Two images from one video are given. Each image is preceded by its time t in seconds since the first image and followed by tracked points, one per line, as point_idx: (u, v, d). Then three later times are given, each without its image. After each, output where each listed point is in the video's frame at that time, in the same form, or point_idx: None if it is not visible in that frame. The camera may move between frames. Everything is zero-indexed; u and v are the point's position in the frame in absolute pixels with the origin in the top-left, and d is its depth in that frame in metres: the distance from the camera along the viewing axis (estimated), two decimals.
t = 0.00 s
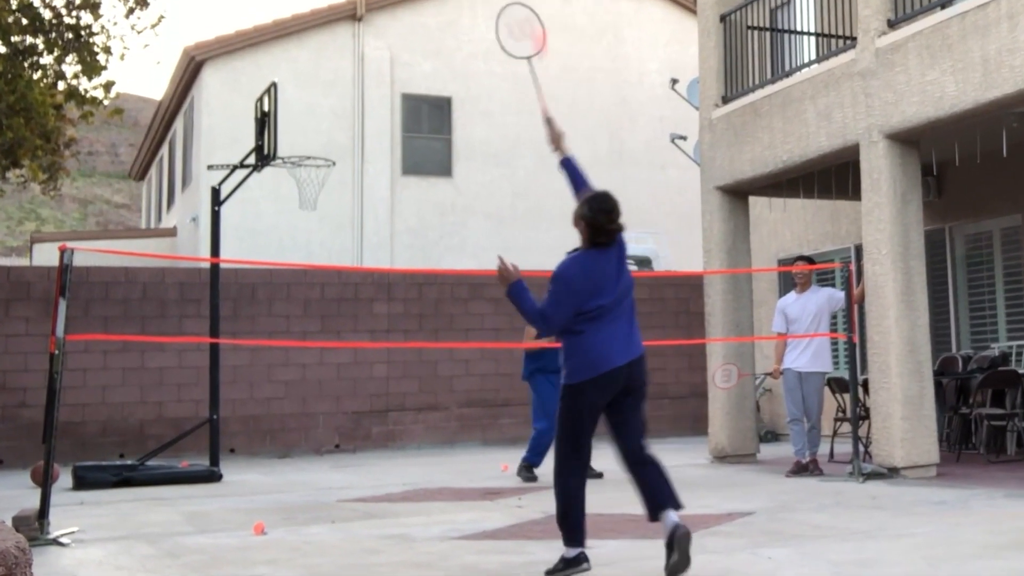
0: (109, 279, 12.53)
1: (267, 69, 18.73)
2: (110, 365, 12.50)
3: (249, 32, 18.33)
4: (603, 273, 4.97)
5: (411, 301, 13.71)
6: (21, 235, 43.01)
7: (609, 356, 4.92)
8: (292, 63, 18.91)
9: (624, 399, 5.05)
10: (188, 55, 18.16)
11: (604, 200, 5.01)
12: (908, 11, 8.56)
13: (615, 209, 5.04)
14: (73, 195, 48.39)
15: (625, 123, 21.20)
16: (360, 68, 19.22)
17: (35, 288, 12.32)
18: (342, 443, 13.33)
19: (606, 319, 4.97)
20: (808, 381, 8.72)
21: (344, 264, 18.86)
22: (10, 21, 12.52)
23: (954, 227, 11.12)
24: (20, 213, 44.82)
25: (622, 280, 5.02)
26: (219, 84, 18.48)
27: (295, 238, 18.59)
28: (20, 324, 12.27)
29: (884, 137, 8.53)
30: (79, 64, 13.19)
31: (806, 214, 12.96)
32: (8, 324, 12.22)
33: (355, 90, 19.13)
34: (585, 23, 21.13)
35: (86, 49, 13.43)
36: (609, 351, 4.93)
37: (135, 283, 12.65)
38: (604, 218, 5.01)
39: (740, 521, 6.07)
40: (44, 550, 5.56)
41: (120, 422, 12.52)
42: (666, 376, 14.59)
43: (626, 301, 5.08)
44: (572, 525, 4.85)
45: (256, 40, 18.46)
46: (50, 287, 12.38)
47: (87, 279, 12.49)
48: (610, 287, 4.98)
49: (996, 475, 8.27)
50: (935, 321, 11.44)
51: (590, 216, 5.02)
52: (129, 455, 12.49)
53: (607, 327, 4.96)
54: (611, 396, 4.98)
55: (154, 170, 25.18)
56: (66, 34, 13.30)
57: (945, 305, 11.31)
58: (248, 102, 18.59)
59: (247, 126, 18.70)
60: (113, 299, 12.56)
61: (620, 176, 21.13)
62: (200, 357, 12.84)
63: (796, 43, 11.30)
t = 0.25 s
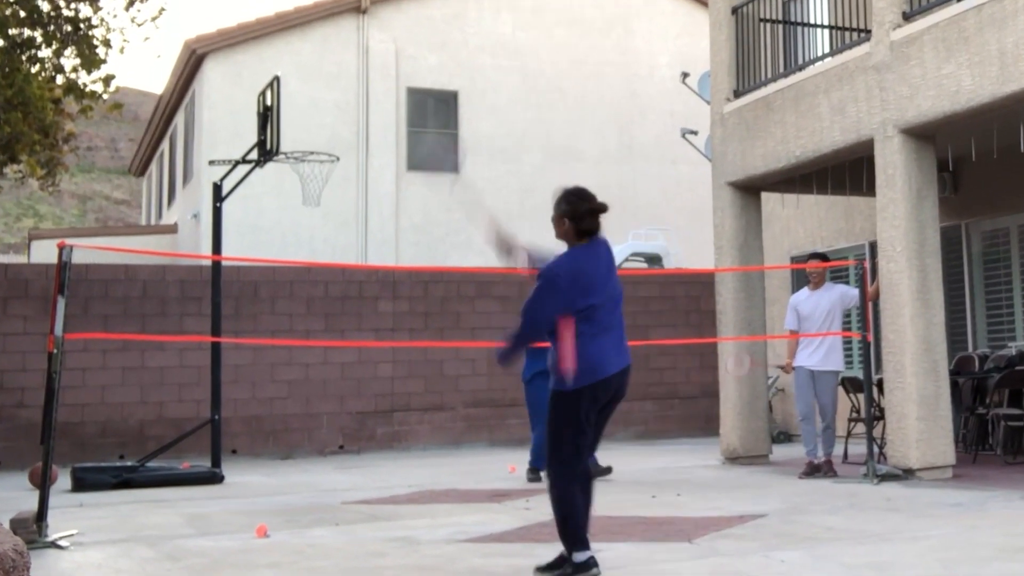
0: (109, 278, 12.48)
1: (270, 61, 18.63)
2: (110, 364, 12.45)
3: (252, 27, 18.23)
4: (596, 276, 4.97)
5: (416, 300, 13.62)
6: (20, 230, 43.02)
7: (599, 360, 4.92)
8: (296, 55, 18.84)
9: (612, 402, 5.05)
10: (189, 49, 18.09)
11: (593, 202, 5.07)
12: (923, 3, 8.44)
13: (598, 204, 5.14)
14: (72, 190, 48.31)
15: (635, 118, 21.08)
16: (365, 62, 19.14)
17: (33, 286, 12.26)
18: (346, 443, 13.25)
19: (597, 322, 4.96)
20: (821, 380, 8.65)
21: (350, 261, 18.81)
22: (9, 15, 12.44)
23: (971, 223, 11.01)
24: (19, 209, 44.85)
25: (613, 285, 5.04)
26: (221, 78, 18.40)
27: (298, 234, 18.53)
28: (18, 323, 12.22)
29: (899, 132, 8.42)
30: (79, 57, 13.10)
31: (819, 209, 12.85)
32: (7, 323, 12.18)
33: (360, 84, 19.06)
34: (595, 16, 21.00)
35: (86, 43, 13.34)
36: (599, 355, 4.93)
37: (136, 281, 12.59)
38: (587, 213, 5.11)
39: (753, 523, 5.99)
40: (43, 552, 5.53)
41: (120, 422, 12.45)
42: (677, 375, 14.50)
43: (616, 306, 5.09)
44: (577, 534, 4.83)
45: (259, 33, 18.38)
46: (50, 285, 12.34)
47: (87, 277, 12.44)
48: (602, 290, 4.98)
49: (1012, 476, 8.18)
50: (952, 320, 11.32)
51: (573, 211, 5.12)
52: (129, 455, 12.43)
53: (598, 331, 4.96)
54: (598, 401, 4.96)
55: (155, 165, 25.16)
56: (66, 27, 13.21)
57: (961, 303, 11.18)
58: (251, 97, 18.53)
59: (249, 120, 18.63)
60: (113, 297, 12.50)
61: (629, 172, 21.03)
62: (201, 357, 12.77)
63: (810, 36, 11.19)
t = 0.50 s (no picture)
0: (110, 278, 12.49)
1: (269, 61, 18.63)
2: (110, 364, 12.45)
3: (252, 27, 18.24)
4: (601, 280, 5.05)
5: (416, 300, 13.63)
6: (21, 230, 43.00)
7: (602, 364, 4.97)
8: (295, 55, 18.83)
9: (600, 408, 5.08)
10: (190, 49, 18.09)
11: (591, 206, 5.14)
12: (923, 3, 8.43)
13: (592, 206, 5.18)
14: (72, 190, 48.32)
15: (636, 118, 21.09)
16: (365, 62, 19.14)
17: (31, 286, 12.25)
18: (346, 443, 13.25)
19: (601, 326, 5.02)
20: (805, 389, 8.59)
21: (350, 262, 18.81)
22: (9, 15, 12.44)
23: (971, 223, 11.01)
24: (18, 209, 44.77)
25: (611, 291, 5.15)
26: (221, 77, 18.40)
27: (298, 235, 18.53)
28: (18, 323, 12.23)
29: (899, 132, 8.42)
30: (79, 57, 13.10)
31: (820, 209, 12.84)
32: (8, 324, 12.19)
33: (359, 84, 19.06)
34: (595, 16, 21.01)
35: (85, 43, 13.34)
36: (601, 359, 4.99)
37: (136, 281, 12.59)
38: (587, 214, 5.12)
39: (754, 523, 5.98)
40: (43, 552, 5.53)
41: (119, 423, 12.44)
42: (677, 375, 14.51)
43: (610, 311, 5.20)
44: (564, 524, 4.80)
45: (259, 33, 18.38)
46: (50, 284, 12.34)
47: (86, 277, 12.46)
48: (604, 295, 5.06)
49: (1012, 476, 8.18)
50: (953, 319, 11.32)
51: (578, 213, 5.11)
52: (129, 455, 12.43)
53: (601, 334, 5.02)
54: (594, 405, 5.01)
55: (155, 166, 25.16)
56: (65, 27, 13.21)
57: (961, 302, 11.18)
58: (251, 97, 18.52)
59: (250, 121, 18.61)
60: (112, 297, 12.51)
61: (629, 172, 21.03)
62: (201, 357, 12.77)
63: (810, 36, 11.19)
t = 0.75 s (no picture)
0: (110, 278, 12.49)
1: (269, 61, 18.63)
2: (110, 364, 12.45)
3: (252, 28, 18.25)
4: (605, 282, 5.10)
5: (416, 300, 13.62)
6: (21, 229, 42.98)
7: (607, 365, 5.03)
8: (295, 55, 18.83)
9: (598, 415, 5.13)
10: (189, 49, 18.09)
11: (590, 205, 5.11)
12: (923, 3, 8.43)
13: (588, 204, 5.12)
14: (73, 190, 48.31)
15: (636, 118, 21.09)
16: (365, 62, 19.14)
17: (31, 286, 12.25)
18: (346, 443, 13.25)
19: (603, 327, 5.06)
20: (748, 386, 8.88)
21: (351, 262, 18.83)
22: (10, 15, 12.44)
23: (971, 223, 11.02)
24: (18, 209, 44.74)
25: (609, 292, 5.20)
26: (222, 77, 18.40)
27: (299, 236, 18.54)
28: (19, 324, 12.23)
29: (899, 132, 8.42)
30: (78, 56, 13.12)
31: (820, 209, 12.84)
32: (8, 324, 12.19)
33: (359, 85, 19.06)
34: (595, 16, 21.01)
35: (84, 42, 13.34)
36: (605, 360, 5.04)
37: (135, 281, 12.59)
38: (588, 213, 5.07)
39: (755, 523, 5.97)
40: (43, 552, 5.53)
41: (119, 422, 12.44)
42: (677, 375, 14.51)
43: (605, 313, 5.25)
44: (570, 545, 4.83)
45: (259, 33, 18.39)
46: (50, 285, 12.34)
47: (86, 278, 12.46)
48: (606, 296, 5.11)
49: (1013, 476, 8.18)
50: (953, 319, 11.32)
51: (585, 215, 5.03)
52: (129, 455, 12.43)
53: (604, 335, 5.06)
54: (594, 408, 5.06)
55: (155, 167, 25.16)
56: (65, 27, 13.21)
57: (961, 302, 11.17)
58: (251, 97, 18.53)
59: (250, 120, 18.61)
60: (113, 297, 12.51)
61: (629, 172, 21.02)
62: (201, 357, 12.77)
63: (810, 36, 11.18)
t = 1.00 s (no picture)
0: (109, 278, 12.48)
1: (269, 61, 18.63)
2: (110, 364, 12.45)
3: (251, 28, 18.26)
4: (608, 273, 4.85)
5: (416, 300, 13.63)
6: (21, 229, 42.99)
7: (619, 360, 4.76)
8: (295, 55, 18.83)
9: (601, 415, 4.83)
10: (189, 49, 18.09)
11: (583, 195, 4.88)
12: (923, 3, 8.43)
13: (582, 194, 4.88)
14: (73, 190, 48.33)
15: (636, 118, 21.09)
16: (365, 62, 19.14)
17: (31, 286, 12.25)
18: (346, 443, 13.26)
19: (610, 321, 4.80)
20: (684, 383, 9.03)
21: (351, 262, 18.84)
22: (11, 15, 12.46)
23: (970, 223, 11.02)
24: (18, 209, 44.74)
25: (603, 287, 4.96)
26: (222, 77, 18.40)
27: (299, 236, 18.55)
28: (19, 324, 12.23)
29: (900, 132, 8.42)
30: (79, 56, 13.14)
31: (819, 209, 12.84)
32: (8, 324, 12.19)
33: (359, 85, 19.06)
34: (596, 16, 21.02)
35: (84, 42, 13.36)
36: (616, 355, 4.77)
37: (135, 281, 12.59)
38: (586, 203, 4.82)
39: (755, 523, 5.97)
40: (43, 552, 5.53)
41: (118, 422, 12.45)
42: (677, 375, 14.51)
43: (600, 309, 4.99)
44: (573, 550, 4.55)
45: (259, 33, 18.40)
46: (49, 284, 12.34)
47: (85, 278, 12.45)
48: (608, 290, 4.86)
49: (1013, 476, 8.18)
50: (952, 318, 11.32)
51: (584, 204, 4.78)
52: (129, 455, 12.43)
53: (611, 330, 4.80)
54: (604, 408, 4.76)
55: (155, 167, 25.16)
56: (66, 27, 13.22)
57: (961, 302, 11.17)
58: (251, 98, 18.53)
59: (249, 120, 18.61)
60: (112, 296, 12.50)
61: (629, 171, 21.01)
62: (201, 358, 12.77)
63: (810, 35, 11.18)
